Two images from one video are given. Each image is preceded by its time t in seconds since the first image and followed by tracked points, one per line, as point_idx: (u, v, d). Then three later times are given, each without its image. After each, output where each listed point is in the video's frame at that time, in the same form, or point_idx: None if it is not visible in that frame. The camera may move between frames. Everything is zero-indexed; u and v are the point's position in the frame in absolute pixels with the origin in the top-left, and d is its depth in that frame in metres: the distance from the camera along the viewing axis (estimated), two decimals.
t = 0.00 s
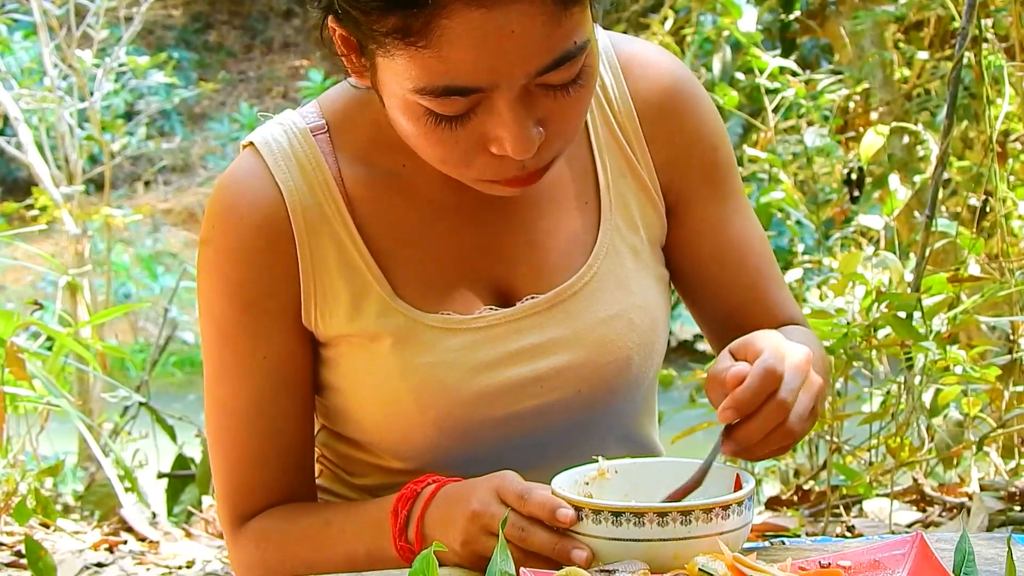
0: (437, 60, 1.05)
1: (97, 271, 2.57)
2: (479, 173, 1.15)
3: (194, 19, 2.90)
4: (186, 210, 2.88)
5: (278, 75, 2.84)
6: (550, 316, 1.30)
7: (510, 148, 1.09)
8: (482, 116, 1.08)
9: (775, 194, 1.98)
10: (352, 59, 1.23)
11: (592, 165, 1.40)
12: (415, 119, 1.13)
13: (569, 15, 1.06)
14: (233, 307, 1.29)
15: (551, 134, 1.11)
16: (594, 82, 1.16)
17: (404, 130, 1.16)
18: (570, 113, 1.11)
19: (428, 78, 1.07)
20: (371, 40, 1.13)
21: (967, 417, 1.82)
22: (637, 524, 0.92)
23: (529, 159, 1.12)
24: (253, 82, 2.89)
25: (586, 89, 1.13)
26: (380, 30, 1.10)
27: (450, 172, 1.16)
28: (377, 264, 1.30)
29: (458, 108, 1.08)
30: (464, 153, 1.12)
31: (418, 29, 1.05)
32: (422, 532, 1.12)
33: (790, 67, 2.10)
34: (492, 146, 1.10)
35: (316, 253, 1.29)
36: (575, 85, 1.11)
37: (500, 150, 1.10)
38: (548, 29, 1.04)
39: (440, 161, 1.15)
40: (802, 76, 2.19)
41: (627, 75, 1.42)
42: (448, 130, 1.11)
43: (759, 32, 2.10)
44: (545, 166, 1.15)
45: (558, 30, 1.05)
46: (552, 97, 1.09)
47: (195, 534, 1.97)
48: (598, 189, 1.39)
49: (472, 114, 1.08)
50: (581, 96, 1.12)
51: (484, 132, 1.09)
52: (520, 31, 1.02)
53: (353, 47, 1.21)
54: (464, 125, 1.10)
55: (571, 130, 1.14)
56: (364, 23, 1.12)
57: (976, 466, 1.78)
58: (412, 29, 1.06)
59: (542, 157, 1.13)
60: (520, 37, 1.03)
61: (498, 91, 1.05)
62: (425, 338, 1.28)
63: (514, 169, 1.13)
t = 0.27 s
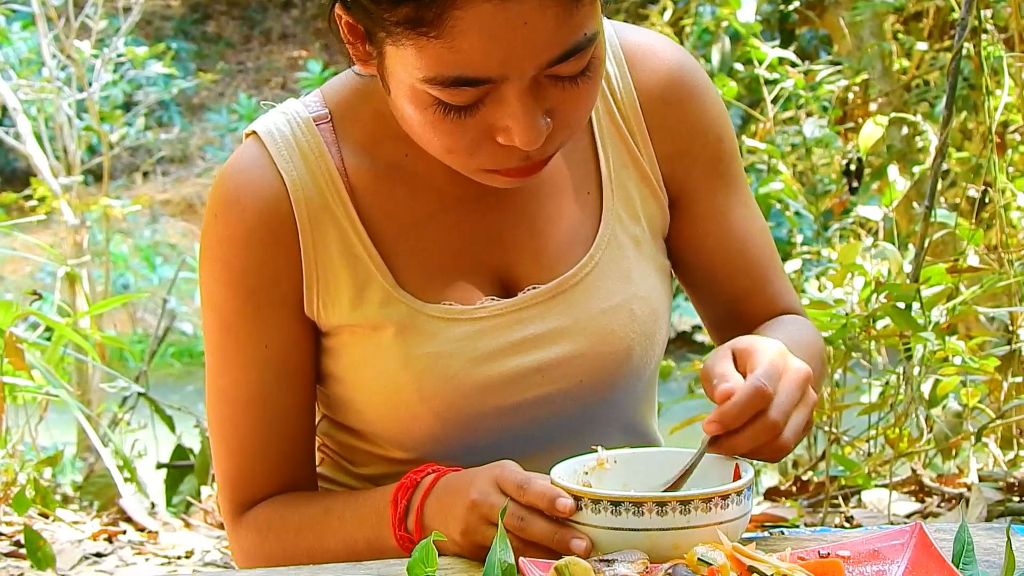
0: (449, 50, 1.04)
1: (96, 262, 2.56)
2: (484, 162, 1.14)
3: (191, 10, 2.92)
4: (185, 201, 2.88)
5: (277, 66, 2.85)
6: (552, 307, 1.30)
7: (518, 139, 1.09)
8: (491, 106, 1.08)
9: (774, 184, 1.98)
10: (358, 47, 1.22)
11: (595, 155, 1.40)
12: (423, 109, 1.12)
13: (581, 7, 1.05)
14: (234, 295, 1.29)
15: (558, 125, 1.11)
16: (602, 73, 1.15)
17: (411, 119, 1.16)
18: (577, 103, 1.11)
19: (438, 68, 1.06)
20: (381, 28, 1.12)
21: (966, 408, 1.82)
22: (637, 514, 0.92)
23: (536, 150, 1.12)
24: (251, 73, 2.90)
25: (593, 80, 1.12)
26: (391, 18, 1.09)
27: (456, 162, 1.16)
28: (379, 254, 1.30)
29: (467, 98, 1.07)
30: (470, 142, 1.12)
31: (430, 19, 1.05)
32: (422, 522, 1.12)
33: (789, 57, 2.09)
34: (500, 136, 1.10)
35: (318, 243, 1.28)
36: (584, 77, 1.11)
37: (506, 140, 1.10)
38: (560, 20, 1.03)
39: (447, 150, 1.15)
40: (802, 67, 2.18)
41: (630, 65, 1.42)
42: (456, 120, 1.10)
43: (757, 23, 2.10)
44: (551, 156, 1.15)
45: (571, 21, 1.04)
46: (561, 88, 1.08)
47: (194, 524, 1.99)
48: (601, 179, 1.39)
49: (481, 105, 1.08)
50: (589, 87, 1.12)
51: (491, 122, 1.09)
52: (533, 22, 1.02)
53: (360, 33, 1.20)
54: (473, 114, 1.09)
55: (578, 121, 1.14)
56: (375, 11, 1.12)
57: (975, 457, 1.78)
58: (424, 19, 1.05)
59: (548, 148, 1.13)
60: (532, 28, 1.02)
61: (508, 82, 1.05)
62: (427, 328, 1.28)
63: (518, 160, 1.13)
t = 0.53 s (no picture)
0: (459, 33, 1.03)
1: (96, 254, 2.56)
2: (489, 150, 1.14)
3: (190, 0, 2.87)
4: (185, 192, 2.88)
5: (276, 57, 2.81)
6: (550, 297, 1.30)
7: (524, 125, 1.08)
8: (498, 92, 1.07)
9: (773, 175, 1.98)
10: (363, 34, 1.22)
11: (594, 145, 1.39)
12: (429, 93, 1.11)
13: None
14: (234, 286, 1.28)
15: (562, 113, 1.11)
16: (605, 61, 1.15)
17: (415, 104, 1.15)
18: (582, 92, 1.11)
19: (447, 51, 1.05)
20: (389, 11, 1.10)
21: (966, 399, 1.82)
22: (636, 506, 0.92)
23: (541, 138, 1.11)
24: (250, 64, 2.85)
25: (598, 68, 1.12)
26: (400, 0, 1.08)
27: (459, 148, 1.15)
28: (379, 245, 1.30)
29: (475, 82, 1.07)
30: (476, 128, 1.11)
31: (441, 1, 1.03)
32: (421, 513, 1.12)
33: (789, 48, 2.09)
34: (506, 122, 1.10)
35: (318, 233, 1.28)
36: (589, 65, 1.11)
37: (512, 127, 1.09)
38: (568, 5, 1.03)
39: (452, 136, 1.14)
40: (802, 57, 2.18)
41: (630, 56, 1.42)
42: (463, 104, 1.10)
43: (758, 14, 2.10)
44: (554, 145, 1.15)
45: (578, 8, 1.04)
46: (566, 75, 1.08)
47: (194, 516, 1.99)
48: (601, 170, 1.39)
49: (488, 89, 1.07)
50: (594, 75, 1.12)
51: (498, 108, 1.08)
52: (542, 6, 1.01)
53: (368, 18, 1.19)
54: (480, 99, 1.09)
55: (581, 109, 1.13)
56: None
57: (974, 447, 1.78)
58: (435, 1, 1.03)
59: (553, 136, 1.13)
60: (541, 13, 1.01)
61: (516, 66, 1.04)
62: (426, 318, 1.27)
63: (523, 148, 1.13)
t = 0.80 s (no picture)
0: (452, 27, 1.03)
1: (96, 247, 2.56)
2: (482, 143, 1.14)
3: None
4: (185, 185, 2.88)
5: (278, 52, 2.75)
6: (548, 290, 1.30)
7: (517, 120, 1.08)
8: (491, 86, 1.07)
9: (774, 169, 1.98)
10: (357, 25, 1.21)
11: (591, 139, 1.39)
12: (422, 86, 1.11)
13: None
14: (231, 283, 1.28)
15: (556, 107, 1.11)
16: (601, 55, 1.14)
17: (408, 96, 1.15)
18: (576, 86, 1.11)
19: (440, 45, 1.05)
20: (384, 3, 1.10)
21: (966, 394, 1.81)
22: (636, 501, 0.92)
23: (534, 132, 1.12)
24: (251, 58, 2.84)
25: (593, 62, 1.12)
26: None
27: (451, 141, 1.15)
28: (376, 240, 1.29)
29: (468, 76, 1.06)
30: (469, 122, 1.11)
31: None
32: (419, 508, 1.12)
33: (790, 42, 2.08)
34: (499, 116, 1.10)
35: (314, 229, 1.28)
36: (584, 59, 1.10)
37: (505, 121, 1.10)
38: None
39: (445, 129, 1.14)
40: (802, 52, 2.17)
41: (625, 49, 1.41)
42: (456, 98, 1.10)
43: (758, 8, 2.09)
44: (547, 139, 1.15)
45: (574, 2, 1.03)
46: (560, 70, 1.08)
47: (194, 510, 2.00)
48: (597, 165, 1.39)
49: (481, 84, 1.07)
50: (589, 69, 1.12)
51: (490, 102, 1.09)
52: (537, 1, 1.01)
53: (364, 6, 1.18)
54: (473, 93, 1.09)
55: (575, 103, 1.13)
56: None
57: (974, 442, 1.77)
58: None
59: (546, 130, 1.13)
60: (536, 7, 1.01)
61: (509, 61, 1.04)
62: (424, 313, 1.27)
63: (517, 141, 1.13)
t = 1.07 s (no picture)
0: (451, 28, 1.03)
1: (96, 243, 2.56)
2: (481, 143, 1.14)
3: None
4: (184, 181, 2.88)
5: (277, 47, 2.77)
6: (547, 288, 1.30)
7: (515, 120, 1.08)
8: (489, 87, 1.07)
9: (773, 167, 1.98)
10: (355, 26, 1.21)
11: (589, 137, 1.39)
12: (420, 87, 1.11)
13: None
14: (230, 283, 1.28)
15: (554, 107, 1.11)
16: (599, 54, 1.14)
17: (407, 97, 1.15)
18: (575, 86, 1.11)
19: (438, 46, 1.05)
20: (381, 4, 1.09)
21: (965, 391, 1.81)
22: (636, 499, 0.92)
23: (533, 132, 1.12)
24: (251, 55, 2.82)
25: (592, 62, 1.12)
26: None
27: (450, 141, 1.16)
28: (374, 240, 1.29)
29: (466, 77, 1.06)
30: (468, 123, 1.11)
31: None
32: (418, 507, 1.12)
33: (790, 40, 2.08)
34: (497, 117, 1.10)
35: (313, 229, 1.28)
36: (582, 59, 1.10)
37: (504, 121, 1.10)
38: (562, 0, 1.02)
39: (443, 130, 1.14)
40: (802, 49, 2.17)
41: (624, 46, 1.41)
42: (454, 98, 1.10)
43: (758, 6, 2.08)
44: (547, 138, 1.15)
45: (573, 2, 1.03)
46: (558, 70, 1.08)
47: (193, 507, 1.99)
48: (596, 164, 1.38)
49: (479, 85, 1.07)
50: (587, 69, 1.12)
51: (489, 103, 1.09)
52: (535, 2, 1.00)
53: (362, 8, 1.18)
54: (471, 94, 1.08)
55: (573, 102, 1.13)
56: None
57: (974, 440, 1.78)
58: None
59: (545, 130, 1.13)
60: (534, 9, 1.01)
61: (507, 62, 1.04)
62: (423, 312, 1.27)
63: (515, 141, 1.13)
